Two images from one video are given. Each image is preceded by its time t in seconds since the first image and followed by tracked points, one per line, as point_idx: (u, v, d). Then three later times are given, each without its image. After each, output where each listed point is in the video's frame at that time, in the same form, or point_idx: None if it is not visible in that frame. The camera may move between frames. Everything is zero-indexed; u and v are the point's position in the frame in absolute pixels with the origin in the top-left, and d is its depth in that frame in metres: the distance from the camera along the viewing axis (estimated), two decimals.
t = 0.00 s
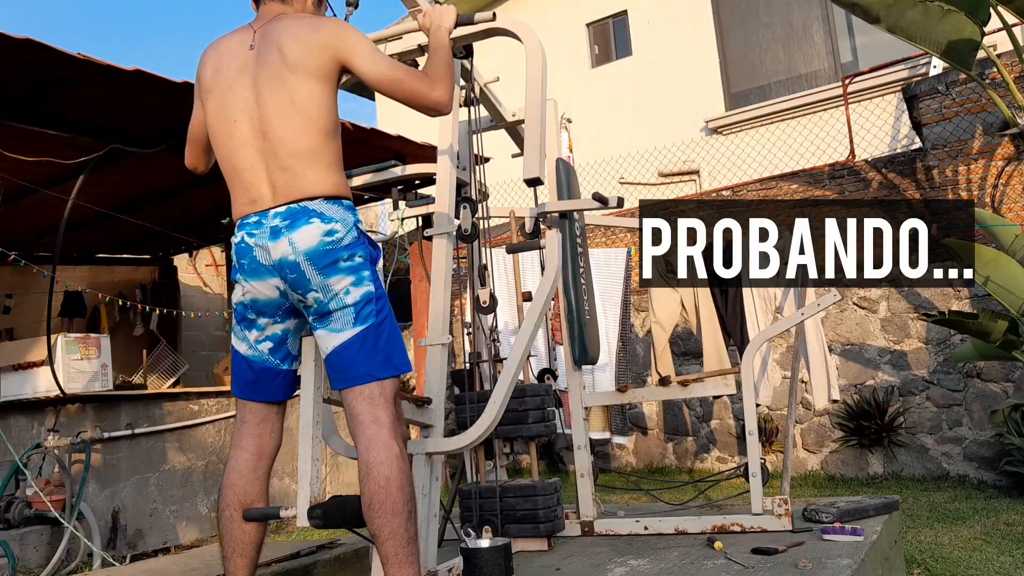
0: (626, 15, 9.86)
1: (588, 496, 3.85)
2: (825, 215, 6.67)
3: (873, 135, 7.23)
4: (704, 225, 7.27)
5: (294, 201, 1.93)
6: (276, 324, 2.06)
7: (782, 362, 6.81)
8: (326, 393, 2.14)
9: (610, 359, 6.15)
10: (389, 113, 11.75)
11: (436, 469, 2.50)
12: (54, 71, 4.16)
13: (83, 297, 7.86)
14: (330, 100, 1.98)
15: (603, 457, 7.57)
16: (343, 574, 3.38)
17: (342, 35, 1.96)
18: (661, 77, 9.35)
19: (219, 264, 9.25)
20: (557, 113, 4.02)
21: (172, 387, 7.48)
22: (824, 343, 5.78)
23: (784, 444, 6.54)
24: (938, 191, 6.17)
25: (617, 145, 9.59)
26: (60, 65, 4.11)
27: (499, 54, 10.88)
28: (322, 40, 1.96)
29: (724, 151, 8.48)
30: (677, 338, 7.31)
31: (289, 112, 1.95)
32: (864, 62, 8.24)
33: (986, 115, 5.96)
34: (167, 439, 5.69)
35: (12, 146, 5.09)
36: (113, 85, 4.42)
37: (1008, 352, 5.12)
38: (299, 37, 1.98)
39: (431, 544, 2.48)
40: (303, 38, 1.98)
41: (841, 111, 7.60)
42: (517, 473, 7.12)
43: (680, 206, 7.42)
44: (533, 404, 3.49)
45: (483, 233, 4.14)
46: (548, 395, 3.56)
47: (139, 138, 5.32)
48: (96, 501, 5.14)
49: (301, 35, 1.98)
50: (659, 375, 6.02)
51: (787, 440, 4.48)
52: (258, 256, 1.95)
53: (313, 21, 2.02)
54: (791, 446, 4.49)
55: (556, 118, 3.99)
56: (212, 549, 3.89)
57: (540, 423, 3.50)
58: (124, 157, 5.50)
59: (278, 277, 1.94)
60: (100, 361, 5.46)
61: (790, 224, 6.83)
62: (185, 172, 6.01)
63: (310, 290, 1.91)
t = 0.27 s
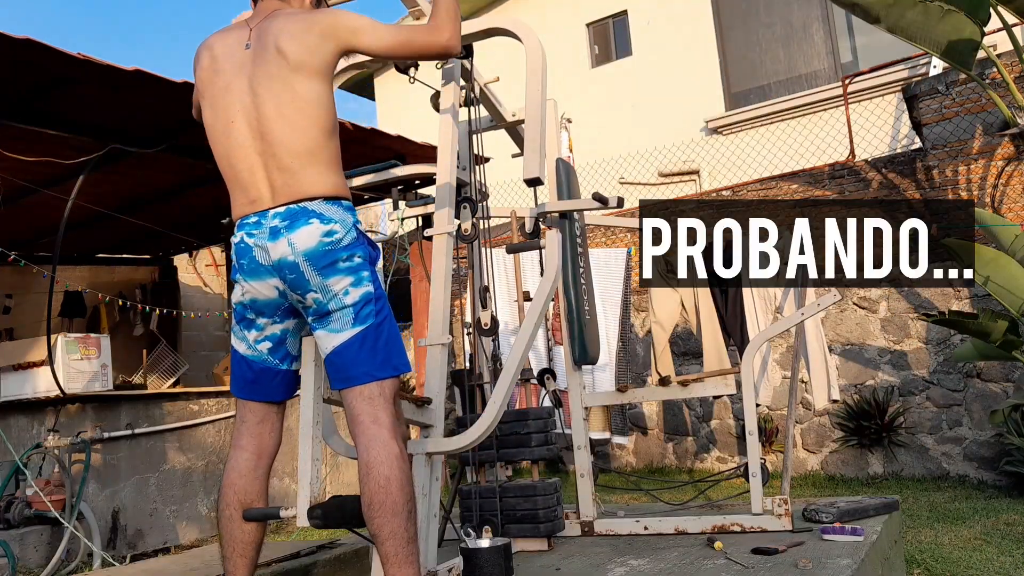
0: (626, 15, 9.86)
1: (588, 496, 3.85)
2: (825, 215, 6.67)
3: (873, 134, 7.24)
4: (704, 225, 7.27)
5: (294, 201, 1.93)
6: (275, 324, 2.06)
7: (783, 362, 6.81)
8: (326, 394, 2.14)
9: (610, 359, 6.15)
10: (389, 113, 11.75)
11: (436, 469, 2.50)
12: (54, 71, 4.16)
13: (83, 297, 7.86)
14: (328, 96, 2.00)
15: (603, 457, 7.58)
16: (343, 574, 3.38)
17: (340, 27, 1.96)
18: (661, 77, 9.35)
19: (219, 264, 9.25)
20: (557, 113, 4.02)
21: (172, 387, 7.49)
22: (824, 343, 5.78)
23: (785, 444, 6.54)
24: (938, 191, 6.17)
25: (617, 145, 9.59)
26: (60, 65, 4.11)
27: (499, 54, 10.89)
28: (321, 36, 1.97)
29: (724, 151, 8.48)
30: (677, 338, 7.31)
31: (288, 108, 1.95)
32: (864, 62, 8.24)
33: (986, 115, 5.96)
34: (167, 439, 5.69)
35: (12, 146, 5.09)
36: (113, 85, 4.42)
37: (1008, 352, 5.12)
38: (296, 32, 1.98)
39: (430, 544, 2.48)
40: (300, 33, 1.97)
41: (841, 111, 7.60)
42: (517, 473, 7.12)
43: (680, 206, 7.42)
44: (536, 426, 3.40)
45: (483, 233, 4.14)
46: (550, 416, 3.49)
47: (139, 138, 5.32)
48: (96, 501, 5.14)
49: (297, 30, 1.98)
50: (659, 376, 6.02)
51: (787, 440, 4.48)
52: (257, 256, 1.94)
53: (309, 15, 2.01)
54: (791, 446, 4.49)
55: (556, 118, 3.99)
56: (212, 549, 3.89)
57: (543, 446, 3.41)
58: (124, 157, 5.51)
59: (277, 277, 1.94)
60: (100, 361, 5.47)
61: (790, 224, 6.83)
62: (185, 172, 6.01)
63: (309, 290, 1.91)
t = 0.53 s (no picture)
0: (626, 15, 9.86)
1: (589, 496, 3.85)
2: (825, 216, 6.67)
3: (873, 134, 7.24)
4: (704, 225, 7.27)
5: (298, 201, 1.93)
6: (279, 323, 2.07)
7: (783, 362, 6.81)
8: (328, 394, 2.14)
9: (610, 359, 6.14)
10: (390, 113, 11.76)
11: (435, 469, 2.50)
12: (54, 70, 4.16)
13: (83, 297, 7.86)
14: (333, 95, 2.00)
15: (603, 457, 7.58)
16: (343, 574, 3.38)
17: (342, 23, 1.95)
18: (661, 77, 9.35)
19: (219, 264, 9.25)
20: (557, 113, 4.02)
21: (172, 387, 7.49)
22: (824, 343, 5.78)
23: (785, 444, 6.53)
24: (938, 191, 6.17)
25: (617, 145, 9.59)
26: (60, 65, 4.11)
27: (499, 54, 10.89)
28: (325, 35, 1.96)
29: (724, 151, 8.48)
30: (677, 337, 7.31)
31: (292, 109, 1.96)
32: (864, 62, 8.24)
33: (986, 115, 5.97)
34: (167, 439, 5.69)
35: (12, 146, 5.09)
36: (113, 85, 4.42)
37: (1008, 352, 5.13)
38: (299, 32, 1.98)
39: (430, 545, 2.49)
40: (304, 33, 1.97)
41: (841, 111, 7.60)
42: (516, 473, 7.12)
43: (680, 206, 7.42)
44: (536, 440, 3.40)
45: (483, 233, 4.14)
46: (551, 430, 3.48)
47: (139, 138, 5.32)
48: (96, 501, 5.14)
49: (301, 30, 1.98)
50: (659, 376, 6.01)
51: (787, 440, 4.48)
52: (262, 256, 1.94)
53: (312, 14, 2.01)
54: (791, 446, 4.48)
55: (556, 118, 3.99)
56: (211, 549, 3.89)
57: (544, 460, 3.41)
58: (124, 157, 5.51)
59: (282, 277, 1.94)
60: (100, 361, 5.47)
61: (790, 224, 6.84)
62: (185, 172, 6.01)
63: (314, 290, 1.91)
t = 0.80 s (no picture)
0: (626, 15, 9.86)
1: (588, 496, 3.85)
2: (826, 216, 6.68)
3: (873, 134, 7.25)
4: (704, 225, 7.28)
5: (301, 199, 1.93)
6: (279, 323, 2.07)
7: (783, 362, 6.81)
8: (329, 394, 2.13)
9: (610, 359, 6.14)
10: (390, 114, 11.77)
11: (435, 469, 2.50)
12: (54, 71, 4.16)
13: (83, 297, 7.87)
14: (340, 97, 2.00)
15: (603, 457, 7.58)
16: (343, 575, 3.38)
17: (354, 29, 1.97)
18: (662, 77, 9.35)
19: (219, 264, 9.25)
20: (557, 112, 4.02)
21: (173, 387, 7.49)
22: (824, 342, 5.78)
23: (785, 444, 6.54)
24: (938, 191, 6.17)
25: (617, 145, 9.60)
26: (60, 65, 4.11)
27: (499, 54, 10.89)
28: (335, 40, 1.97)
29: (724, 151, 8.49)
30: (677, 337, 7.31)
31: (299, 108, 1.96)
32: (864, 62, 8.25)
33: (986, 115, 5.97)
34: (167, 439, 5.69)
35: (12, 146, 5.09)
36: (113, 85, 4.42)
37: (1008, 352, 5.13)
38: (310, 35, 1.99)
39: (430, 545, 2.48)
40: (314, 36, 1.98)
41: (842, 111, 7.61)
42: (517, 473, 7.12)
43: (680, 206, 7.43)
44: (536, 439, 3.39)
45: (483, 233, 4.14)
46: (551, 429, 3.47)
47: (139, 138, 5.32)
48: (96, 501, 5.14)
49: (312, 34, 1.98)
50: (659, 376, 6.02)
51: (787, 440, 4.48)
52: (262, 254, 1.94)
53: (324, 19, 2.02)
54: (791, 446, 4.48)
55: (556, 118, 3.99)
56: (211, 549, 3.89)
57: (543, 460, 3.39)
58: (124, 157, 5.51)
59: (282, 275, 1.94)
60: (100, 361, 5.47)
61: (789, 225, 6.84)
62: (185, 172, 6.01)
63: (314, 289, 1.91)
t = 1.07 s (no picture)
0: (626, 15, 9.86)
1: (588, 496, 3.85)
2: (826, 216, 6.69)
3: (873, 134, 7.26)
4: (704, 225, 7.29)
5: (305, 197, 1.94)
6: (279, 324, 2.04)
7: (783, 362, 6.81)
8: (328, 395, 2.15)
9: (610, 359, 6.14)
10: (390, 114, 11.77)
11: (435, 469, 2.50)
12: (54, 71, 4.16)
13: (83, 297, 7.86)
14: (349, 104, 2.02)
15: (603, 457, 7.58)
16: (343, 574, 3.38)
17: (374, 55, 2.05)
18: (662, 77, 9.35)
19: (219, 264, 9.25)
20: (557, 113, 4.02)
21: (173, 387, 7.49)
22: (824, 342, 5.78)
23: (785, 444, 6.54)
24: (938, 191, 6.17)
25: (618, 145, 9.60)
26: (60, 65, 4.10)
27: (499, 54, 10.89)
28: (354, 54, 2.03)
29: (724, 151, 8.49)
30: (677, 337, 7.32)
31: (309, 109, 1.98)
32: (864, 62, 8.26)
33: (986, 115, 5.97)
34: (167, 439, 5.69)
35: (12, 146, 5.09)
36: (113, 85, 4.42)
37: (1008, 352, 5.13)
38: (330, 47, 2.04)
39: (430, 545, 2.49)
40: (334, 48, 2.03)
41: (842, 111, 7.61)
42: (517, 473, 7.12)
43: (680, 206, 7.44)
44: (536, 439, 3.39)
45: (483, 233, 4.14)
46: (552, 429, 3.47)
47: (140, 137, 5.32)
48: (97, 501, 5.14)
49: (331, 44, 2.04)
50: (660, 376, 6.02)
51: (787, 440, 4.48)
52: (265, 253, 1.93)
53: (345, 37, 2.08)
54: (791, 446, 4.48)
55: (556, 118, 3.99)
56: (211, 549, 3.89)
57: (544, 460, 3.39)
58: (124, 157, 5.51)
59: (285, 274, 1.92)
60: (100, 361, 5.47)
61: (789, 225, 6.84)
62: (185, 172, 6.01)
63: (321, 287, 1.91)
